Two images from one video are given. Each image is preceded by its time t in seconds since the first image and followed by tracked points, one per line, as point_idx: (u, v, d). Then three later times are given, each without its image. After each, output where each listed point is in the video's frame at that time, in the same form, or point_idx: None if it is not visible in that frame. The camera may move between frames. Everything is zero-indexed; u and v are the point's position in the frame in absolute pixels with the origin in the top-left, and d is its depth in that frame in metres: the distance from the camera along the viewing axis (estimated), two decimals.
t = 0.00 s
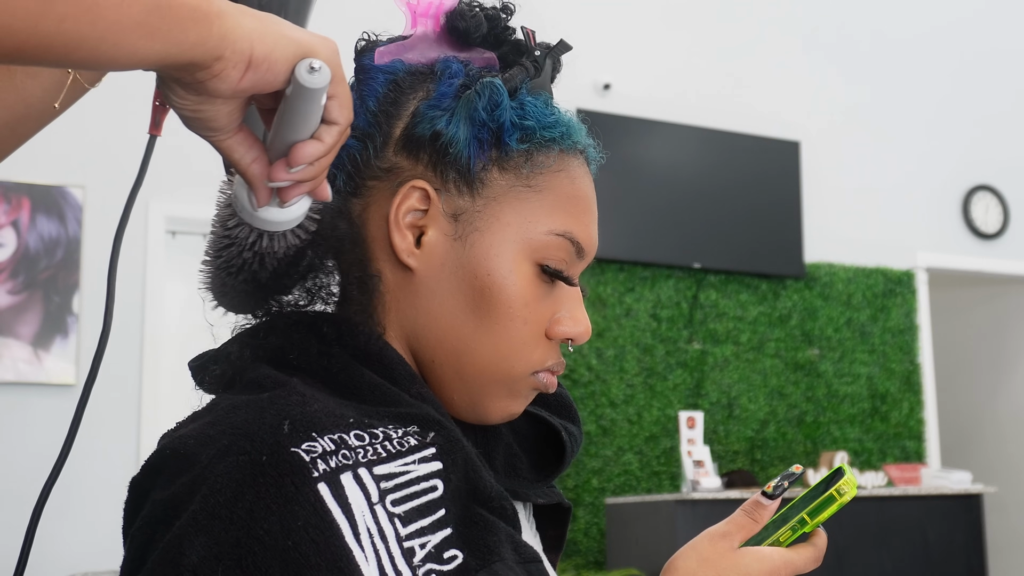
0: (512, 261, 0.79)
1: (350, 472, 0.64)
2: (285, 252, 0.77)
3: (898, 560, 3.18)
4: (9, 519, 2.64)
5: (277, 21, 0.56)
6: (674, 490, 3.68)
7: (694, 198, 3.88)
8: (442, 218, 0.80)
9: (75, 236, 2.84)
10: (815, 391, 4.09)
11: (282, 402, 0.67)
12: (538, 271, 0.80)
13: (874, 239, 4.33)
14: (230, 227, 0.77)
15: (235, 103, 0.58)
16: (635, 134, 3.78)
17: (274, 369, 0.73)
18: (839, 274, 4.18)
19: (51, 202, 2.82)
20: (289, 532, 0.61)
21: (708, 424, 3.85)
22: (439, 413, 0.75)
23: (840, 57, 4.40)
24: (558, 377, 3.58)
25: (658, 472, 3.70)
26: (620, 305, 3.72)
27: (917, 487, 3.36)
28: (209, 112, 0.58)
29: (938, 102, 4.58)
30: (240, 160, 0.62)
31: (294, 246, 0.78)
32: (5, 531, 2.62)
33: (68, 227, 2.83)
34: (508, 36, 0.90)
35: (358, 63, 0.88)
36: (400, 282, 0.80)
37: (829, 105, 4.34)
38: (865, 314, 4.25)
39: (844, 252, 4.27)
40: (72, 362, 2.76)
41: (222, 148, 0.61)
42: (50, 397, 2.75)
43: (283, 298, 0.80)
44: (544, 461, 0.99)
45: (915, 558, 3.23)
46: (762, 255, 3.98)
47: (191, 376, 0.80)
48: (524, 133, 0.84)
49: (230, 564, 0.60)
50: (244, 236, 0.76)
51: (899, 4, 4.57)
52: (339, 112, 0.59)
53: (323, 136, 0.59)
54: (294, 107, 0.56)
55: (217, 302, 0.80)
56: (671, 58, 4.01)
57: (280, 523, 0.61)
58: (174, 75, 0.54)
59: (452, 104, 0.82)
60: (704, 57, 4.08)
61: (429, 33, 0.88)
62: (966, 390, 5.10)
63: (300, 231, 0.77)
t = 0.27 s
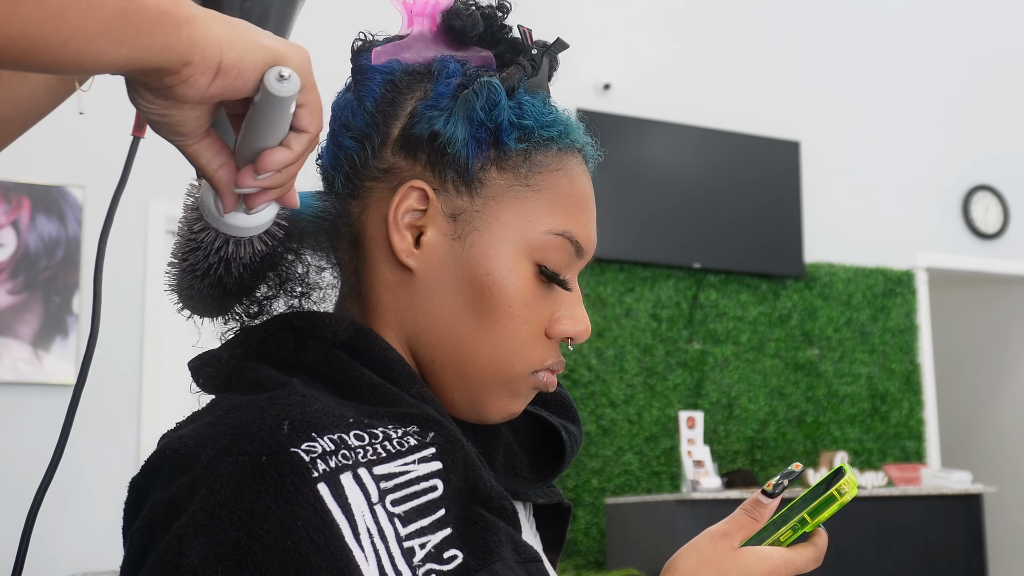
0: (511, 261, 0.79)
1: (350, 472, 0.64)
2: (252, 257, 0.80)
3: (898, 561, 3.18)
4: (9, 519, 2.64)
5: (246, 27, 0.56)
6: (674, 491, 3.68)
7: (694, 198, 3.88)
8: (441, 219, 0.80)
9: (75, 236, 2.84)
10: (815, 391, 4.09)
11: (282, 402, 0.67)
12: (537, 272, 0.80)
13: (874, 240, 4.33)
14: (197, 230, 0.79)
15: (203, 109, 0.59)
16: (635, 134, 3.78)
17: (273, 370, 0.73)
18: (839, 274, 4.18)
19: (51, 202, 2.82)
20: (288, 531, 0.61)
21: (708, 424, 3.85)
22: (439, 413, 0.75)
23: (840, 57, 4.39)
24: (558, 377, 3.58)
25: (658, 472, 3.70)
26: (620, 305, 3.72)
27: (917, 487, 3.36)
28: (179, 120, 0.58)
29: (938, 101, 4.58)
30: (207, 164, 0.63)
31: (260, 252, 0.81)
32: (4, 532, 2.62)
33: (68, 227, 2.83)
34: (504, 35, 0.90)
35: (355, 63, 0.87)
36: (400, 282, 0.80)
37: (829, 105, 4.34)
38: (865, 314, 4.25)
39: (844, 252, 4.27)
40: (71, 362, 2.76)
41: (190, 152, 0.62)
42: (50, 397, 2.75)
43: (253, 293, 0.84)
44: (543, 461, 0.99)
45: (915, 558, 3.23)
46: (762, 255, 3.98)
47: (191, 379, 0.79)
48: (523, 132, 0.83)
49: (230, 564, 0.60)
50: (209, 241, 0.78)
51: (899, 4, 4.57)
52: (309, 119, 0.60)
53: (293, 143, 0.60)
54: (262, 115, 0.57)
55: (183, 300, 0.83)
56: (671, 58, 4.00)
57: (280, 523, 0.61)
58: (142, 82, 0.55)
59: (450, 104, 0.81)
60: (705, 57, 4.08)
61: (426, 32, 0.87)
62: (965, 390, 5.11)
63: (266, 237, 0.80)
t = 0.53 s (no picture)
0: (504, 254, 0.77)
1: (348, 475, 0.64)
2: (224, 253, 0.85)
3: (897, 560, 3.18)
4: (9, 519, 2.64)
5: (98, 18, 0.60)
6: (675, 491, 3.67)
7: (693, 198, 3.88)
8: (433, 216, 0.79)
9: (75, 236, 2.84)
10: (815, 391, 4.09)
11: (280, 404, 0.67)
12: (532, 264, 0.78)
13: (874, 240, 4.32)
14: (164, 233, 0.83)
15: (131, 115, 0.62)
16: (634, 133, 3.78)
17: (271, 371, 0.73)
18: (839, 274, 4.18)
19: (51, 202, 2.82)
20: (287, 533, 0.61)
21: (708, 424, 3.85)
22: (438, 415, 0.74)
23: (839, 57, 4.39)
24: (559, 377, 3.57)
25: (658, 472, 3.70)
26: (620, 305, 3.72)
27: (917, 487, 3.36)
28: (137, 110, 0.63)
29: (938, 101, 4.58)
30: (172, 154, 0.67)
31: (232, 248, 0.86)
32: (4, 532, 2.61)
33: (68, 227, 2.83)
34: (487, 30, 0.91)
35: (341, 61, 0.88)
36: (395, 282, 0.79)
37: (829, 105, 4.34)
38: (865, 314, 4.25)
39: (844, 252, 4.26)
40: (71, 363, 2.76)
41: (151, 146, 0.66)
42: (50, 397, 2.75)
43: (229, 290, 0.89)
44: (542, 463, 0.99)
45: (915, 558, 3.23)
46: (762, 255, 3.97)
47: (192, 381, 0.83)
48: (510, 125, 0.82)
49: (229, 565, 0.61)
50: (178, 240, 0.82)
51: (900, 4, 4.57)
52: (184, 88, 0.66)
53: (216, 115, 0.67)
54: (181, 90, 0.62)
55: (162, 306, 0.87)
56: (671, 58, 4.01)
57: (278, 525, 0.61)
58: (90, 78, 0.59)
59: (436, 101, 0.81)
60: (705, 58, 4.08)
61: (410, 29, 0.88)
62: (965, 390, 5.10)
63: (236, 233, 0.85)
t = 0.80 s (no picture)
0: (506, 254, 0.77)
1: (350, 474, 0.64)
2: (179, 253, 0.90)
3: (898, 560, 3.18)
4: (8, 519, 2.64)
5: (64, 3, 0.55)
6: (674, 491, 3.67)
7: (694, 198, 3.88)
8: (434, 216, 0.78)
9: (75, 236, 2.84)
10: (815, 391, 4.09)
11: (281, 404, 0.67)
12: (532, 264, 0.78)
13: (873, 240, 4.32)
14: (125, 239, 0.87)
15: (117, 92, 0.58)
16: (634, 134, 3.78)
17: (273, 371, 0.73)
18: (839, 274, 4.18)
19: (51, 202, 2.81)
20: (288, 533, 0.61)
21: (708, 424, 3.85)
22: (439, 415, 0.74)
23: (840, 57, 4.39)
24: (559, 377, 3.57)
25: (658, 472, 3.70)
26: (620, 305, 3.72)
27: (917, 487, 3.36)
28: (126, 86, 0.59)
29: (938, 101, 4.58)
30: (173, 128, 0.63)
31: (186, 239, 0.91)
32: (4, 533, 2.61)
33: (68, 227, 2.83)
34: (489, 31, 0.90)
35: (343, 61, 0.88)
36: (396, 281, 0.79)
37: (829, 105, 4.34)
38: (865, 314, 4.25)
39: (845, 252, 4.26)
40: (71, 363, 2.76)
41: (146, 127, 0.62)
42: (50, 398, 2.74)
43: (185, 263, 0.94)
44: (542, 463, 0.99)
45: (915, 558, 3.23)
46: (762, 255, 3.97)
47: (192, 382, 0.83)
48: (512, 126, 0.81)
49: (229, 566, 0.60)
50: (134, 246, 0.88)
51: (900, 4, 4.57)
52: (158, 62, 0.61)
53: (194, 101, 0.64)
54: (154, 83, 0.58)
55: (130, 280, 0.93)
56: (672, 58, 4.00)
57: (280, 524, 0.61)
58: (76, 60, 0.55)
59: (438, 101, 0.81)
60: (706, 58, 4.08)
61: (412, 30, 0.88)
62: (966, 390, 5.10)
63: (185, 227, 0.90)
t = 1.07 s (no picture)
0: (499, 251, 0.77)
1: (345, 475, 0.64)
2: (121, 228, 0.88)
3: (898, 560, 3.18)
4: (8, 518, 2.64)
5: None
6: (674, 490, 3.67)
7: (694, 198, 3.88)
8: (426, 215, 0.78)
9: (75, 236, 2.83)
10: (815, 391, 4.09)
11: (276, 405, 0.67)
12: (526, 260, 0.77)
13: (873, 240, 4.32)
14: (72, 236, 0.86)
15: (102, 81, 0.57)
16: (634, 134, 3.78)
17: (269, 372, 0.73)
18: (839, 274, 4.19)
19: (51, 202, 2.81)
20: (284, 534, 0.61)
21: (708, 424, 3.85)
22: (434, 414, 0.74)
23: (840, 58, 4.39)
24: (559, 377, 3.57)
25: (658, 472, 3.70)
26: (620, 305, 3.72)
27: (917, 487, 3.36)
28: (115, 70, 0.58)
29: (938, 100, 4.58)
30: (164, 109, 0.61)
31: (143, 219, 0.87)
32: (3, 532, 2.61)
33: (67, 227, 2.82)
34: (478, 28, 0.90)
35: (332, 61, 0.87)
36: (389, 281, 0.78)
37: (829, 105, 4.34)
38: (865, 314, 4.25)
39: (845, 253, 4.27)
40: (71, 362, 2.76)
41: (137, 113, 0.60)
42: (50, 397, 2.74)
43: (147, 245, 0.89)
44: (539, 462, 0.99)
45: (915, 559, 3.23)
46: (762, 255, 3.98)
47: (189, 384, 0.83)
48: (502, 123, 0.81)
49: (225, 568, 0.60)
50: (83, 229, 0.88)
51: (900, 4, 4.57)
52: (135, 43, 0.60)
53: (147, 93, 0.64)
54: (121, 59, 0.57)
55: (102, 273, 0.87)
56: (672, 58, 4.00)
57: (275, 525, 0.61)
58: (69, 50, 0.55)
59: (429, 100, 0.80)
60: (706, 57, 4.08)
61: (401, 28, 0.87)
62: (966, 390, 5.10)
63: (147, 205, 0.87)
